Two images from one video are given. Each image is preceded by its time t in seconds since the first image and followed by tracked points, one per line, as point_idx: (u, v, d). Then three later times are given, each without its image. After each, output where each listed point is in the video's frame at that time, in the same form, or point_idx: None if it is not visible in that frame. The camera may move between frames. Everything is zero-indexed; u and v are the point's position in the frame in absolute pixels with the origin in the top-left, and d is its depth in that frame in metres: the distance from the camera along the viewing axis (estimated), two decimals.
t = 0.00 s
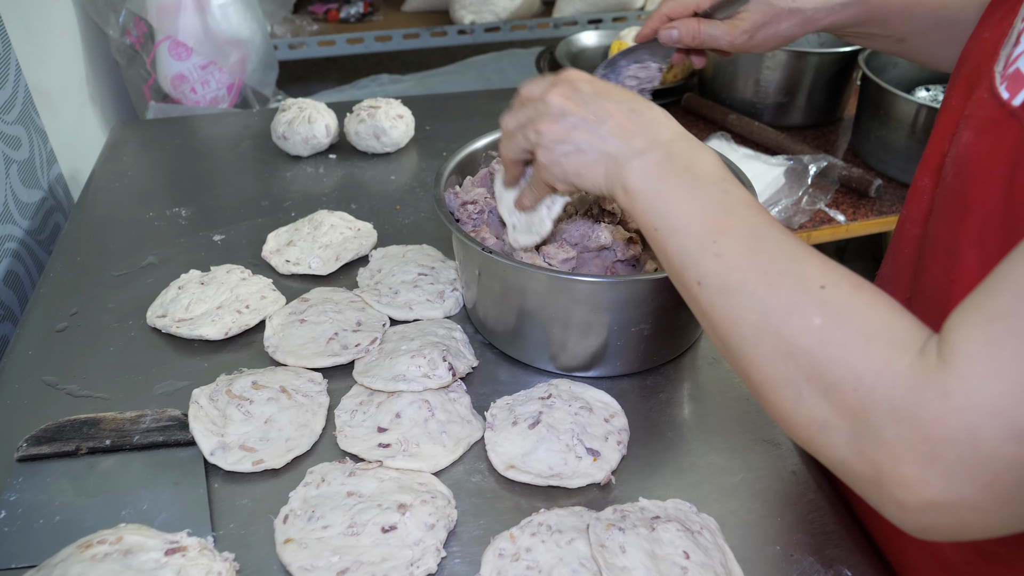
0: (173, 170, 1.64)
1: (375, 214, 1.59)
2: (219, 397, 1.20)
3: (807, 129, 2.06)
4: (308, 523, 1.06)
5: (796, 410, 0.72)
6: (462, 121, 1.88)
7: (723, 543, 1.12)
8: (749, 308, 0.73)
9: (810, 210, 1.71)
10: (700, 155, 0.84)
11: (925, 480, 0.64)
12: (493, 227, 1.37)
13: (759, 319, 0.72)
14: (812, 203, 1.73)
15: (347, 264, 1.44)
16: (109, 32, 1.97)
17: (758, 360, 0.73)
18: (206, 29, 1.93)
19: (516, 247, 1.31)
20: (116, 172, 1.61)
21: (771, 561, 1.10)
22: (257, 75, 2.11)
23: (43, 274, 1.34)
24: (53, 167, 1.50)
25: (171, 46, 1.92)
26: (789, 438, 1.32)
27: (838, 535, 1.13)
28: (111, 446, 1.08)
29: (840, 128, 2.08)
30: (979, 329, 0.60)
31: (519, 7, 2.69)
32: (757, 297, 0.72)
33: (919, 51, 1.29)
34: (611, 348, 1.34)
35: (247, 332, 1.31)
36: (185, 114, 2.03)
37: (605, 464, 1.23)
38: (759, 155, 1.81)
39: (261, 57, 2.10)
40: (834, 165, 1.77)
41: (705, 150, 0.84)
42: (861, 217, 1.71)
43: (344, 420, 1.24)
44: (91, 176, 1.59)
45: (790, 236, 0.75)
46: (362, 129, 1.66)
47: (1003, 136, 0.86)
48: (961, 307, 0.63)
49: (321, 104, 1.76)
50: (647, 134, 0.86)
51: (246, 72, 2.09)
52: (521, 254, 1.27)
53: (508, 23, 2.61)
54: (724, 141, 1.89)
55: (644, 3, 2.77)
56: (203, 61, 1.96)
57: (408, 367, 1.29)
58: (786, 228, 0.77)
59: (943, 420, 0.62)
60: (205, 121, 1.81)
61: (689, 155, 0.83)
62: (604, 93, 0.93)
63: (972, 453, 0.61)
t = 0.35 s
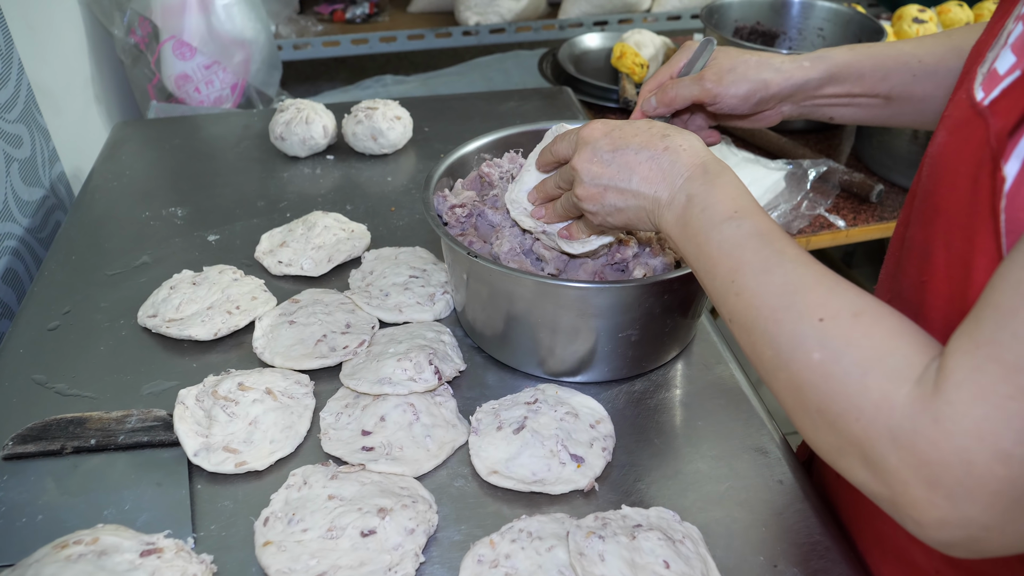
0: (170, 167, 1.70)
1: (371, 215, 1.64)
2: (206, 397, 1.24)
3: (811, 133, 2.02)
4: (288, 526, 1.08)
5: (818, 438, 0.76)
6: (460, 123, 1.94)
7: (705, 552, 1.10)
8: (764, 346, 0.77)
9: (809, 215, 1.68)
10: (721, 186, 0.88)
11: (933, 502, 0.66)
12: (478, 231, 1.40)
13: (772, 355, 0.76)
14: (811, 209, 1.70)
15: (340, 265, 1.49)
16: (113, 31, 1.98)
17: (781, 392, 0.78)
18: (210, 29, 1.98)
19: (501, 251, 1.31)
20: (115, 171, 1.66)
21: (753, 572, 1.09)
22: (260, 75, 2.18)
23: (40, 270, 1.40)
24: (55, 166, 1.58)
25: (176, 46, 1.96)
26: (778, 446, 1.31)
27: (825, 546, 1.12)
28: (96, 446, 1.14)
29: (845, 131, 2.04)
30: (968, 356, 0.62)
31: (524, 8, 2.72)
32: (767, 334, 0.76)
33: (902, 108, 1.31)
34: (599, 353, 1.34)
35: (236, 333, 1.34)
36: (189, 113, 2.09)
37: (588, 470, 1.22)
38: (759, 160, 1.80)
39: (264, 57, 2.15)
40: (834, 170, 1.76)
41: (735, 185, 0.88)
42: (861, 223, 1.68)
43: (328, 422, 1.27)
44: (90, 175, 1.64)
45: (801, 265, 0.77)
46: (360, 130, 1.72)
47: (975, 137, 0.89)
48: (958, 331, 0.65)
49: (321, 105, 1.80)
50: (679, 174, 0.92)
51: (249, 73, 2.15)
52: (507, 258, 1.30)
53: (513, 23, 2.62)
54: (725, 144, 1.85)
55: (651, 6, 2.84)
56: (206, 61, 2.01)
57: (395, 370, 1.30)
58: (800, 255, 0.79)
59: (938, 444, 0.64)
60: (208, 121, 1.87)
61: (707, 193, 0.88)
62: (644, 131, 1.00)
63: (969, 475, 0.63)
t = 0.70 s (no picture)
0: (177, 167, 1.75)
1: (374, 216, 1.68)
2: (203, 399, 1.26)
3: (820, 140, 1.97)
4: (281, 530, 1.08)
5: (875, 477, 0.76)
6: (468, 125, 1.99)
7: (700, 566, 1.08)
8: (814, 385, 0.76)
9: (818, 223, 1.66)
10: (750, 205, 0.85)
11: (1001, 544, 0.66)
12: (480, 236, 1.37)
13: (824, 395, 0.76)
14: (820, 217, 1.68)
15: (342, 267, 1.51)
16: (126, 29, 2.00)
17: (833, 430, 0.77)
18: (221, 28, 1.99)
19: (502, 255, 1.31)
20: (123, 168, 1.72)
21: None
22: (270, 74, 2.20)
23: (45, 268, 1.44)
24: (64, 163, 1.62)
25: (187, 45, 1.98)
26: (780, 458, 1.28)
27: (823, 563, 1.09)
28: (92, 445, 1.16)
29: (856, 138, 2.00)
30: None
31: (536, 10, 2.72)
32: (817, 375, 0.75)
33: (912, 135, 1.31)
34: (599, 360, 1.32)
35: (236, 334, 1.37)
36: (198, 111, 2.11)
37: (584, 480, 1.21)
38: (768, 166, 1.79)
39: (275, 58, 2.18)
40: (843, 177, 1.73)
41: (762, 207, 0.85)
42: (871, 231, 1.66)
43: (325, 425, 1.28)
44: (98, 174, 1.69)
45: (844, 297, 0.76)
46: (366, 131, 1.78)
47: (996, 153, 0.85)
48: (1015, 371, 0.65)
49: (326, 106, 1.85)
50: (704, 191, 0.89)
51: (259, 73, 2.16)
52: (507, 264, 1.28)
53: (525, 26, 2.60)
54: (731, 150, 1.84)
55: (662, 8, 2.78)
56: (217, 60, 2.03)
57: (392, 374, 1.30)
58: (840, 282, 0.77)
59: (1006, 492, 0.64)
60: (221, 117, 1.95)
61: (737, 216, 0.85)
62: (665, 142, 0.95)
63: None
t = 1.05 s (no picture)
0: (179, 168, 1.78)
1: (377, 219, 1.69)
2: (200, 406, 1.25)
3: (833, 143, 1.94)
4: (276, 542, 1.06)
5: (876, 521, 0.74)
6: (473, 128, 2.04)
7: None
8: (790, 444, 0.76)
9: (829, 229, 1.55)
10: (677, 253, 0.86)
11: None
12: (483, 239, 1.38)
13: (800, 454, 0.76)
14: (832, 222, 1.58)
15: (343, 272, 1.51)
16: (131, 29, 2.02)
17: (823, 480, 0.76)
18: (226, 28, 1.98)
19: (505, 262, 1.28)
20: (126, 171, 1.75)
21: None
22: (275, 76, 2.21)
23: (44, 271, 1.43)
24: (66, 164, 1.62)
25: (191, 45, 1.97)
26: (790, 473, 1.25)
27: None
28: (87, 453, 1.15)
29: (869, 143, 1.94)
30: None
31: (545, 10, 2.67)
32: (787, 435, 0.76)
33: (925, 114, 1.25)
34: (603, 369, 1.29)
35: (235, 340, 1.36)
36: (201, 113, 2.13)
37: (587, 493, 1.17)
38: (778, 170, 1.76)
39: (279, 60, 2.19)
40: (858, 181, 1.67)
41: (689, 258, 0.85)
42: (885, 237, 1.53)
43: (324, 434, 1.25)
44: (101, 177, 1.71)
45: (789, 348, 0.75)
46: (370, 133, 1.81)
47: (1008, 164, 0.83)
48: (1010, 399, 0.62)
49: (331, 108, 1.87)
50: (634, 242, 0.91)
51: (264, 73, 2.17)
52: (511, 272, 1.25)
53: (533, 27, 2.60)
54: (743, 154, 1.82)
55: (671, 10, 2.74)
56: (222, 61, 2.04)
57: (392, 383, 1.29)
58: (780, 328, 0.77)
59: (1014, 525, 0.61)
60: (224, 120, 1.99)
61: (672, 271, 0.85)
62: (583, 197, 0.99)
63: None
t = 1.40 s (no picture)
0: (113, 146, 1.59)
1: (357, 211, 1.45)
2: (139, 442, 1.01)
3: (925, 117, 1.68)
4: None
5: None
6: (471, 101, 1.79)
7: None
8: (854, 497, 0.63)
9: (914, 226, 1.33)
10: (722, 274, 0.69)
11: None
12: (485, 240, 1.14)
13: (867, 508, 0.62)
14: (918, 217, 1.36)
15: (316, 276, 1.28)
16: None
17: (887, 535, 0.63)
18: None
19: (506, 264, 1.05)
20: (48, 150, 1.55)
21: None
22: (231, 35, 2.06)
23: None
24: None
25: None
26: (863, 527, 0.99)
27: None
28: None
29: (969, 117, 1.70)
30: None
31: None
32: (851, 489, 0.62)
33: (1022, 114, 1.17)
34: (632, 399, 1.04)
35: (182, 360, 1.13)
36: (141, 79, 1.92)
37: (613, 550, 0.92)
38: (850, 153, 1.53)
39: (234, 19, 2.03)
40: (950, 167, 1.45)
41: (732, 269, 0.69)
42: (985, 237, 1.30)
43: (290, 476, 1.00)
44: (16, 156, 1.53)
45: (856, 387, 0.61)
46: (348, 108, 1.59)
47: None
48: None
49: (303, 77, 1.65)
50: (669, 259, 0.73)
51: (215, 31, 1.98)
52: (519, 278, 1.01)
53: None
54: (807, 132, 1.59)
55: None
56: (164, 15, 1.84)
57: (375, 414, 1.03)
58: (844, 363, 0.62)
59: None
60: (167, 90, 1.78)
61: (713, 289, 0.69)
62: (614, 199, 0.78)
63: None
